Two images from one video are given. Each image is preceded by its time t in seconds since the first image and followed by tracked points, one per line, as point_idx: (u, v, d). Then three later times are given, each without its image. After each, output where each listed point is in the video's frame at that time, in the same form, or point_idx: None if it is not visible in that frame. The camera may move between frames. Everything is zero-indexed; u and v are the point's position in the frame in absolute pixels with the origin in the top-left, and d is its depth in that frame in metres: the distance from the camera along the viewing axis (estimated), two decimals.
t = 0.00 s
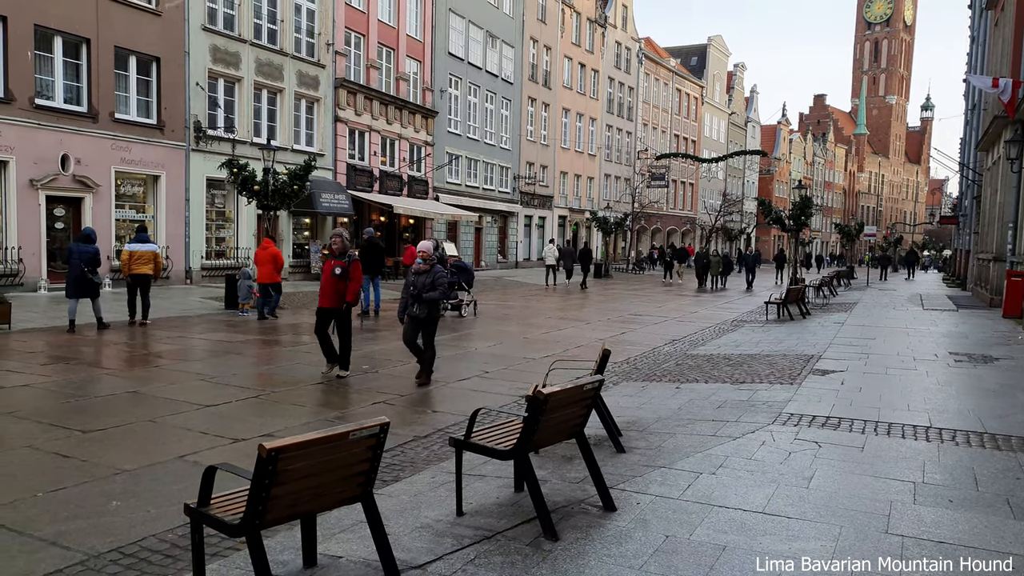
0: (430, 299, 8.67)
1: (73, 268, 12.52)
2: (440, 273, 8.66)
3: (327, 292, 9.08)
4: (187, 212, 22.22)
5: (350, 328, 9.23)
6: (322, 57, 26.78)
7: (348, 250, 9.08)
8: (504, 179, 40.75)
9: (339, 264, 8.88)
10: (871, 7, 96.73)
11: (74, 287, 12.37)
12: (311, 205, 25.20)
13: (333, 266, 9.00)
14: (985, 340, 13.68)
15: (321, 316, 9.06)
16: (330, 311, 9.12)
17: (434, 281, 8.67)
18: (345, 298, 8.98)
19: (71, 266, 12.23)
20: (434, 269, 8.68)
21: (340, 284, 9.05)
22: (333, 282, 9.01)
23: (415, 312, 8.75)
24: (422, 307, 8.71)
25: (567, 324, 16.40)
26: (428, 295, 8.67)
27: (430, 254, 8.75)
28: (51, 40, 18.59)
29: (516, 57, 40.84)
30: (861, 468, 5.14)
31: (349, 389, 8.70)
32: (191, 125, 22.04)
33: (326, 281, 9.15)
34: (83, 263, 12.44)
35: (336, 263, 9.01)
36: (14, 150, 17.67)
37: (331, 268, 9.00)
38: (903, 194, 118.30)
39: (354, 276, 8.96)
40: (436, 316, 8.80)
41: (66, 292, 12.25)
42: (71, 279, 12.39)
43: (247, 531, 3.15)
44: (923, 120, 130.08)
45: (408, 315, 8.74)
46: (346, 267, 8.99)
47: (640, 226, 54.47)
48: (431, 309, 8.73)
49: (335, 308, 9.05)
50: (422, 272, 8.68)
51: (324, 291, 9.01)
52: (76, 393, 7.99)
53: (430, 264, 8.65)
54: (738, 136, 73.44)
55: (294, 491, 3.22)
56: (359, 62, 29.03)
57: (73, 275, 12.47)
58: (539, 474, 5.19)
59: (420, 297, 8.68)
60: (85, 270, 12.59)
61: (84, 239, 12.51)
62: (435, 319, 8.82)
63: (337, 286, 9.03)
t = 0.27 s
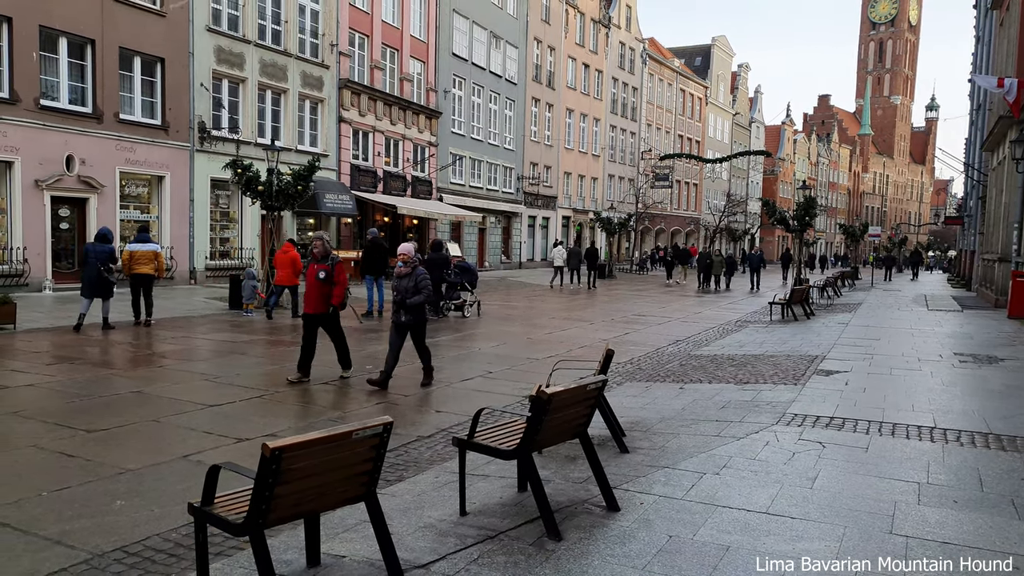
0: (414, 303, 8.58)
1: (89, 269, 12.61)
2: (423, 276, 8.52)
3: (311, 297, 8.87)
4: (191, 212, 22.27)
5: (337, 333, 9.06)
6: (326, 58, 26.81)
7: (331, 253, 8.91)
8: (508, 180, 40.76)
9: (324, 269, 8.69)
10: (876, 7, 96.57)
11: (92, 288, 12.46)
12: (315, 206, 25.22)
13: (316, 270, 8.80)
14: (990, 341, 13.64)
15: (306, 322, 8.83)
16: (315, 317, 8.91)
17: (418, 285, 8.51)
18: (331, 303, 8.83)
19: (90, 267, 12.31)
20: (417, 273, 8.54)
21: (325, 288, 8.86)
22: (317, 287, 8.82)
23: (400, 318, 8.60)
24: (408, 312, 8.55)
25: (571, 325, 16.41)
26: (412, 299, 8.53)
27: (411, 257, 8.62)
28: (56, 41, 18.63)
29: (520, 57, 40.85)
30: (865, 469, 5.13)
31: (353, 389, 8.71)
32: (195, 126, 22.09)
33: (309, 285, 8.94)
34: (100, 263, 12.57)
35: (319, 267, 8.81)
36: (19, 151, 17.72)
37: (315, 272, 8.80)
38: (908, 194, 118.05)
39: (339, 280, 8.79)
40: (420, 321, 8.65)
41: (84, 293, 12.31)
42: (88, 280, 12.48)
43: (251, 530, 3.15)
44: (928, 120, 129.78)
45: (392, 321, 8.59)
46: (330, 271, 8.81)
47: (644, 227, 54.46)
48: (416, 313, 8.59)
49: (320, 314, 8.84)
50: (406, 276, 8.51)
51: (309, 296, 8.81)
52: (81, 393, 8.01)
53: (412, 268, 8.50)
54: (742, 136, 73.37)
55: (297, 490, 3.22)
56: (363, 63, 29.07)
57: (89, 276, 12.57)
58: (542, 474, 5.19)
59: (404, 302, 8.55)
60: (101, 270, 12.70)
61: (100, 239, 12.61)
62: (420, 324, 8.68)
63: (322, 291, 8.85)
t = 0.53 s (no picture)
0: (393, 300, 8.31)
1: (101, 270, 12.78)
2: (404, 273, 8.37)
3: (293, 295, 8.63)
4: (195, 213, 22.31)
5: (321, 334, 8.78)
6: (330, 59, 26.84)
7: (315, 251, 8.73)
8: (511, 180, 40.76)
9: (307, 264, 8.50)
10: (880, 7, 96.38)
11: (107, 285, 12.54)
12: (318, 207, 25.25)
13: (299, 267, 8.60)
14: (994, 342, 13.60)
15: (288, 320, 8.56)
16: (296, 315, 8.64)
17: (399, 282, 8.34)
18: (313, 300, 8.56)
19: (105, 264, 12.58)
20: (399, 270, 8.41)
21: (307, 285, 8.62)
22: (300, 284, 8.58)
23: (378, 316, 8.37)
24: (386, 309, 8.34)
25: (574, 326, 16.41)
26: (391, 296, 8.32)
27: (393, 254, 8.49)
28: (60, 42, 18.68)
29: (523, 58, 40.85)
30: (869, 470, 5.12)
31: (356, 389, 8.73)
32: (199, 127, 22.12)
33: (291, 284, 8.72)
34: (112, 262, 12.83)
35: (302, 264, 8.65)
36: (23, 152, 17.77)
37: (298, 269, 8.62)
38: (912, 195, 117.78)
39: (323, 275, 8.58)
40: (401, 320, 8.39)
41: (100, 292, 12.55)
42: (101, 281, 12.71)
43: (254, 530, 3.16)
44: (932, 121, 129.48)
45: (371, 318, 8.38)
46: (313, 268, 8.64)
47: (648, 228, 54.42)
48: (395, 312, 8.35)
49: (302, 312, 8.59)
50: (387, 272, 8.37)
51: (290, 293, 8.56)
52: (85, 393, 8.03)
53: (393, 264, 8.36)
54: (746, 137, 73.26)
55: (301, 490, 3.22)
56: (367, 64, 29.10)
57: (102, 277, 12.70)
58: (545, 474, 5.19)
59: (382, 299, 8.33)
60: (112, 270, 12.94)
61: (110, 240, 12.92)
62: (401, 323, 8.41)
63: (305, 288, 8.62)
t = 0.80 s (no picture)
0: (374, 304, 8.13)
1: (109, 272, 12.95)
2: (387, 277, 8.22)
3: (275, 301, 8.24)
4: (198, 213, 22.35)
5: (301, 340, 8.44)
6: (333, 59, 26.89)
7: (297, 255, 8.33)
8: (514, 181, 40.79)
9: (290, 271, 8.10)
10: (883, 7, 96.28)
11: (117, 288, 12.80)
12: (321, 207, 25.27)
13: (281, 272, 8.19)
14: (997, 342, 13.59)
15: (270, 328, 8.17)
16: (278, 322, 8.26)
17: (382, 286, 8.15)
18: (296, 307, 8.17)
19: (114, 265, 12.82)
20: (382, 273, 8.23)
21: (289, 292, 8.22)
22: (281, 290, 8.19)
23: (359, 319, 8.18)
24: (368, 314, 8.14)
25: (577, 326, 16.42)
26: (373, 300, 8.12)
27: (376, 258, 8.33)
28: (64, 43, 18.73)
29: (526, 58, 40.87)
30: (872, 470, 5.11)
31: (359, 390, 8.75)
32: (202, 127, 22.17)
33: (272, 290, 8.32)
34: (121, 264, 13.00)
35: (284, 269, 8.22)
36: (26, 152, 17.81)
37: (278, 275, 8.21)
38: (915, 195, 117.61)
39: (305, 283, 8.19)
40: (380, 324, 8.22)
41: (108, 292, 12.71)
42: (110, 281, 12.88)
43: (256, 530, 3.17)
44: (935, 121, 129.30)
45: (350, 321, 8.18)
46: (296, 274, 8.23)
47: (650, 228, 54.43)
48: (377, 315, 8.17)
49: (282, 318, 8.21)
50: (370, 276, 8.17)
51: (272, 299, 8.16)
52: (89, 393, 8.05)
53: (377, 267, 8.19)
54: (748, 137, 73.22)
55: (303, 490, 3.23)
56: (369, 64, 29.13)
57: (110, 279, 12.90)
58: (547, 474, 5.19)
59: (364, 302, 8.14)
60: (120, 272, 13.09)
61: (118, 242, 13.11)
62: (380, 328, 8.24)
63: (286, 294, 8.22)
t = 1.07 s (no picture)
0: (352, 303, 7.92)
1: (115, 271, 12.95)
2: (365, 274, 7.97)
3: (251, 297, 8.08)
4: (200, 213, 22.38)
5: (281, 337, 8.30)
6: (334, 60, 26.92)
7: (277, 250, 8.13)
8: (516, 181, 40.80)
9: (267, 266, 7.92)
10: (885, 7, 96.24)
11: (118, 285, 12.65)
12: (322, 207, 25.28)
13: (258, 268, 8.00)
14: (999, 341, 13.58)
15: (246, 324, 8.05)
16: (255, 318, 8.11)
17: (360, 284, 7.91)
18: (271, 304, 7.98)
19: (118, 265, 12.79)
20: (361, 271, 8.01)
21: (267, 287, 8.04)
22: (258, 285, 8.02)
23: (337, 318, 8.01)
24: (345, 312, 7.96)
25: (578, 326, 16.43)
26: (350, 299, 7.91)
27: (355, 254, 8.09)
28: (66, 44, 18.76)
29: (528, 58, 40.88)
30: (871, 468, 5.12)
31: (360, 389, 8.75)
32: (204, 128, 22.20)
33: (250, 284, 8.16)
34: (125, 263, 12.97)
35: (262, 265, 8.05)
36: (28, 153, 17.84)
37: (256, 270, 8.03)
38: (918, 195, 117.50)
39: (281, 279, 7.93)
40: (360, 323, 8.03)
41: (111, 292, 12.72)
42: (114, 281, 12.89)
43: (256, 528, 3.18)
44: (937, 121, 129.16)
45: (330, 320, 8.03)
46: (272, 270, 8.02)
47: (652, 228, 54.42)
48: (355, 314, 7.99)
49: (257, 314, 8.07)
50: (348, 273, 7.94)
51: (248, 295, 8.02)
52: (90, 393, 8.07)
53: (355, 264, 7.94)
54: (751, 137, 73.18)
55: (303, 488, 3.24)
56: (371, 65, 29.16)
57: (113, 277, 12.79)
58: (547, 473, 5.20)
59: (341, 301, 7.94)
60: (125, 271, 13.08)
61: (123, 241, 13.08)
62: (359, 326, 8.05)
63: (263, 290, 8.04)
